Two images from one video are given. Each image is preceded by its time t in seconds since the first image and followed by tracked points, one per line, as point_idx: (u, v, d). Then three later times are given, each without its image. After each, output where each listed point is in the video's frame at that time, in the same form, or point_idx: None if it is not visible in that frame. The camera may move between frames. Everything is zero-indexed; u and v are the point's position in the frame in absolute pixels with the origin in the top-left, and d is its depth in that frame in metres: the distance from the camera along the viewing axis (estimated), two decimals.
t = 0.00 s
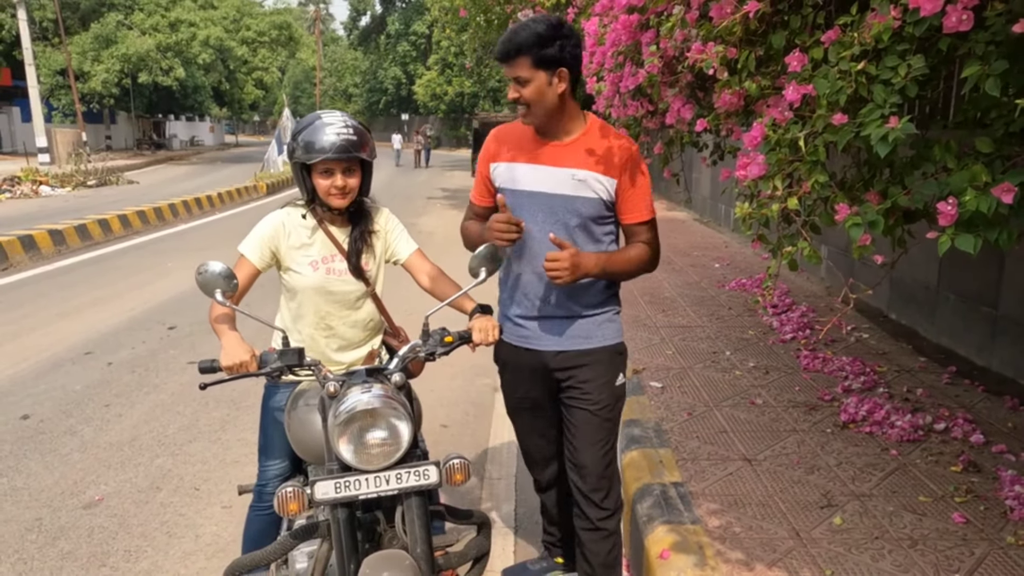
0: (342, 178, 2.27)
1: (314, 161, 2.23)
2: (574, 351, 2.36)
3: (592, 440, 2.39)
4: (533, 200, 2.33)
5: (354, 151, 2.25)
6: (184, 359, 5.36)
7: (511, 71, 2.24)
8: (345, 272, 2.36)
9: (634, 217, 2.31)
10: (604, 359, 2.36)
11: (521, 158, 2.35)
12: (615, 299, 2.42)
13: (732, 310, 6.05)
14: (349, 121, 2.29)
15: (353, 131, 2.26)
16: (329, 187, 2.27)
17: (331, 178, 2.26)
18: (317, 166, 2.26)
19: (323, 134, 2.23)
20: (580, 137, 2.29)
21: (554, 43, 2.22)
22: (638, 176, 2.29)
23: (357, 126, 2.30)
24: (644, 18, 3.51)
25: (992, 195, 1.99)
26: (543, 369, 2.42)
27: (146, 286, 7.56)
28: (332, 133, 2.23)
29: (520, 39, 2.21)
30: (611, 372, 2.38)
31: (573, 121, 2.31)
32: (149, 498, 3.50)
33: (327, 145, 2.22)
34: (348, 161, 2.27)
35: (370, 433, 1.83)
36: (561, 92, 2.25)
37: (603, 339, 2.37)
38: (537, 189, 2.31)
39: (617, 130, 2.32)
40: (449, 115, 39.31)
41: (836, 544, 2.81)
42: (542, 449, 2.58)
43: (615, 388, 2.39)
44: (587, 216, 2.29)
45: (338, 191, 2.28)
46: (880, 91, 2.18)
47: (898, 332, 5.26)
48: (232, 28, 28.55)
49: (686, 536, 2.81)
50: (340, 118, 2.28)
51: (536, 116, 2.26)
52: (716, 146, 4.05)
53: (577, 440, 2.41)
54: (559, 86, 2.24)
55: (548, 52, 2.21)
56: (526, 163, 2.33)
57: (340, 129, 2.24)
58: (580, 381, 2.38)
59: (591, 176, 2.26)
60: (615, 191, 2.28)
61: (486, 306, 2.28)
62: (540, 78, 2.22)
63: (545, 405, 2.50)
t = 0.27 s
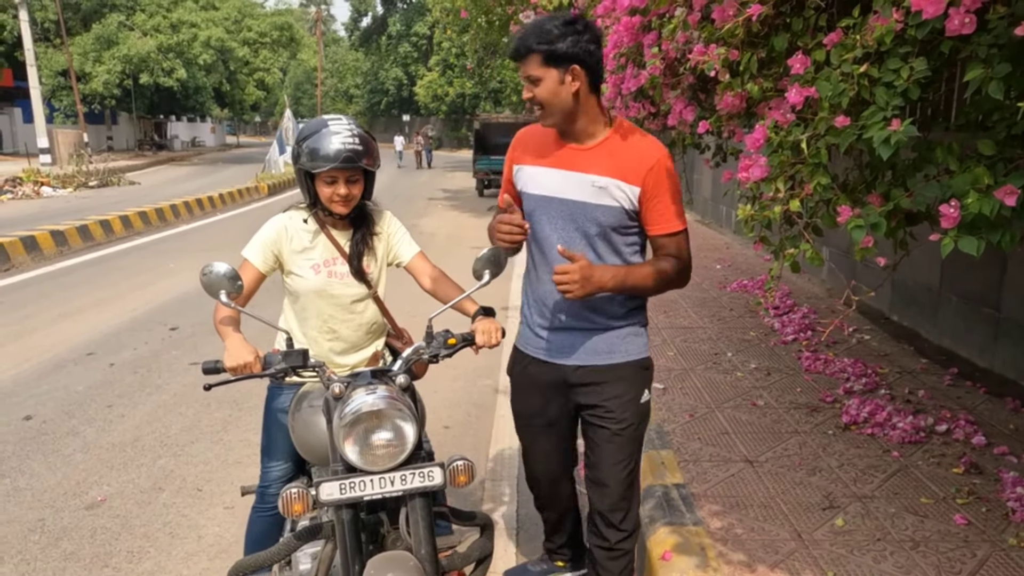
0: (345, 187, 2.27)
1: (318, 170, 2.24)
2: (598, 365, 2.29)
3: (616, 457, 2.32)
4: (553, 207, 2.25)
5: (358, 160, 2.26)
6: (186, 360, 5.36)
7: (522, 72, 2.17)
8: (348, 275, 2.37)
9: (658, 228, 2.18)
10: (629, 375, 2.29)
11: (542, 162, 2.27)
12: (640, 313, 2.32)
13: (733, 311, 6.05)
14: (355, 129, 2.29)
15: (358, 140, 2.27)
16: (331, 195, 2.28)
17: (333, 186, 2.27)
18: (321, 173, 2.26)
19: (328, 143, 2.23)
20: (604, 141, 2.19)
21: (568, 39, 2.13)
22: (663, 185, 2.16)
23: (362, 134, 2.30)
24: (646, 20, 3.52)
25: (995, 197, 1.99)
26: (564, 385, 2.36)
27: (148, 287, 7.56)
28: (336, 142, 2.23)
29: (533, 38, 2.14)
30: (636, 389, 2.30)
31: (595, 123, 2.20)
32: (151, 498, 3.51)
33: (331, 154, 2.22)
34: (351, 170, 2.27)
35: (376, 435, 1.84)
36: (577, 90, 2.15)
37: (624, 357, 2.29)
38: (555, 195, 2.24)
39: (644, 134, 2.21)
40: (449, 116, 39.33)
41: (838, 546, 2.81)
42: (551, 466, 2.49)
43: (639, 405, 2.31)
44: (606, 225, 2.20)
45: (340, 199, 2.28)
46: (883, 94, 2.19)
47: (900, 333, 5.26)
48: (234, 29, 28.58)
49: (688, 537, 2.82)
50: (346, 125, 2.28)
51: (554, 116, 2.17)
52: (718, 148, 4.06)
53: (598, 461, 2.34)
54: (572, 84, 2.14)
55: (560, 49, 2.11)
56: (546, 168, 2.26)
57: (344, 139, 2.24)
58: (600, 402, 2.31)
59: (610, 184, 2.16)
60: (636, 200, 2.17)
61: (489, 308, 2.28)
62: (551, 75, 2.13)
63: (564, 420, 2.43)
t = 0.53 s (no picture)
0: (353, 189, 2.28)
1: (328, 172, 2.24)
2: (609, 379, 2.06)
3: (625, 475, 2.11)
4: (565, 216, 2.04)
5: (368, 164, 2.27)
6: (188, 360, 5.37)
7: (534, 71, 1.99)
8: (355, 276, 2.37)
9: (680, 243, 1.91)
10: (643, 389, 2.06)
11: (557, 166, 2.06)
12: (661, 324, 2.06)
13: (736, 312, 6.06)
14: (364, 132, 2.30)
15: (368, 143, 2.28)
16: (339, 197, 2.28)
17: (342, 188, 2.27)
18: (330, 175, 2.26)
19: (339, 145, 2.24)
20: (622, 144, 1.96)
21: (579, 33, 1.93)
22: (684, 195, 1.89)
23: (372, 137, 2.31)
24: (649, 21, 3.53)
25: (998, 198, 2.00)
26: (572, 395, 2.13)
27: (150, 287, 7.58)
28: (347, 145, 2.24)
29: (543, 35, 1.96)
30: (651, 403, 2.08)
31: (614, 125, 1.97)
32: (155, 498, 3.52)
33: (341, 157, 2.22)
34: (360, 173, 2.27)
35: (382, 434, 1.84)
36: (590, 89, 1.95)
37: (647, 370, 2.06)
38: (568, 202, 2.02)
39: (667, 136, 1.95)
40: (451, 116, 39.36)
41: (841, 546, 2.81)
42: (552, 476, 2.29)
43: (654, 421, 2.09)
44: (622, 237, 1.96)
45: (348, 201, 2.29)
46: (886, 95, 2.19)
47: (903, 334, 5.26)
48: (236, 29, 28.60)
49: (691, 537, 2.82)
50: (356, 128, 2.29)
51: (568, 118, 1.98)
52: (721, 149, 4.06)
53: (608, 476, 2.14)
54: (585, 83, 1.94)
55: (570, 45, 1.92)
56: (560, 173, 2.05)
57: (355, 142, 2.25)
58: (617, 416, 2.07)
59: (624, 193, 1.93)
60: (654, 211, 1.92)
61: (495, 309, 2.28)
62: (561, 73, 1.93)
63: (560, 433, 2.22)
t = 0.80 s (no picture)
0: (355, 188, 2.27)
1: (331, 172, 2.24)
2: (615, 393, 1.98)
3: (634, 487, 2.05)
4: (568, 225, 1.97)
5: (371, 164, 2.26)
6: (190, 360, 5.37)
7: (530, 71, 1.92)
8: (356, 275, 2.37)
9: (686, 254, 1.83)
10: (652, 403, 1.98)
11: (558, 173, 1.99)
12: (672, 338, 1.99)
13: (737, 312, 6.05)
14: (367, 132, 2.30)
15: (371, 144, 2.27)
16: (341, 196, 2.27)
17: (344, 188, 2.26)
18: (333, 174, 2.26)
19: (342, 146, 2.23)
20: (623, 149, 1.88)
21: (574, 32, 1.85)
22: (688, 204, 1.81)
23: (375, 137, 2.31)
24: (650, 20, 3.53)
25: (1002, 197, 1.99)
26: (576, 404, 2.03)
27: (151, 287, 7.58)
28: (350, 145, 2.24)
29: (537, 34, 1.89)
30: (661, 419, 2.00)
31: (614, 129, 1.88)
32: (156, 499, 3.51)
33: (344, 157, 2.22)
34: (362, 173, 2.27)
35: (383, 434, 1.84)
36: (585, 89, 1.86)
37: (652, 386, 1.98)
38: (571, 211, 1.95)
39: (672, 141, 1.86)
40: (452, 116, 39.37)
41: (844, 547, 2.81)
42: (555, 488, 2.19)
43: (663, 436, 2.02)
44: (625, 247, 1.90)
45: (350, 200, 2.28)
46: (889, 93, 2.18)
47: (904, 334, 5.25)
48: (238, 30, 28.61)
49: (693, 537, 2.82)
50: (359, 129, 2.29)
51: (563, 121, 1.91)
52: (723, 148, 4.05)
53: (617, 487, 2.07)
54: (579, 84, 1.86)
55: (562, 44, 1.85)
56: (561, 181, 1.97)
57: (359, 142, 2.25)
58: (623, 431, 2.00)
59: (626, 203, 1.86)
60: (658, 221, 1.85)
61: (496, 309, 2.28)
62: (555, 74, 1.86)
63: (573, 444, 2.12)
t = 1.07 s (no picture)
0: (354, 185, 2.27)
1: (328, 169, 2.24)
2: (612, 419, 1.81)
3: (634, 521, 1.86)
4: (554, 232, 1.80)
5: (368, 160, 2.26)
6: (191, 360, 5.37)
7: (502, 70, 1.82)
8: (355, 274, 2.37)
9: (687, 249, 1.67)
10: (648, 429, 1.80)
11: (538, 179, 1.83)
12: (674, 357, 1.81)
13: (739, 311, 6.05)
14: (364, 128, 2.30)
15: (367, 139, 2.27)
16: (340, 193, 2.28)
17: (342, 184, 2.27)
18: (331, 172, 2.26)
19: (338, 142, 2.24)
20: (607, 145, 1.73)
21: (543, 24, 1.74)
22: (686, 195, 1.65)
23: (371, 133, 2.31)
24: (652, 19, 3.53)
25: (1004, 196, 1.99)
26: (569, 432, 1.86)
27: (153, 287, 7.58)
28: (346, 141, 2.24)
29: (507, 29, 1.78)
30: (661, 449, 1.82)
31: (591, 126, 1.74)
32: (158, 498, 3.51)
33: (341, 154, 2.23)
34: (360, 169, 2.27)
35: (382, 434, 1.84)
36: (557, 84, 1.74)
37: (654, 413, 1.80)
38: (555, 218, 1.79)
39: (659, 132, 1.73)
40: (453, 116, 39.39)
41: (845, 546, 2.80)
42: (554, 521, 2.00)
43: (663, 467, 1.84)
44: (619, 249, 1.73)
45: (348, 197, 2.28)
46: (891, 92, 2.18)
47: (906, 334, 5.24)
48: (240, 30, 28.63)
49: (695, 537, 2.82)
50: (355, 125, 2.28)
51: (536, 120, 1.79)
52: (724, 148, 4.05)
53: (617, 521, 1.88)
54: (550, 80, 1.74)
55: (532, 38, 1.74)
56: (542, 186, 1.81)
57: (355, 138, 2.25)
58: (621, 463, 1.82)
59: (617, 199, 1.70)
60: (652, 217, 1.69)
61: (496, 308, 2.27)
62: (524, 70, 1.75)
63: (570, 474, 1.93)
